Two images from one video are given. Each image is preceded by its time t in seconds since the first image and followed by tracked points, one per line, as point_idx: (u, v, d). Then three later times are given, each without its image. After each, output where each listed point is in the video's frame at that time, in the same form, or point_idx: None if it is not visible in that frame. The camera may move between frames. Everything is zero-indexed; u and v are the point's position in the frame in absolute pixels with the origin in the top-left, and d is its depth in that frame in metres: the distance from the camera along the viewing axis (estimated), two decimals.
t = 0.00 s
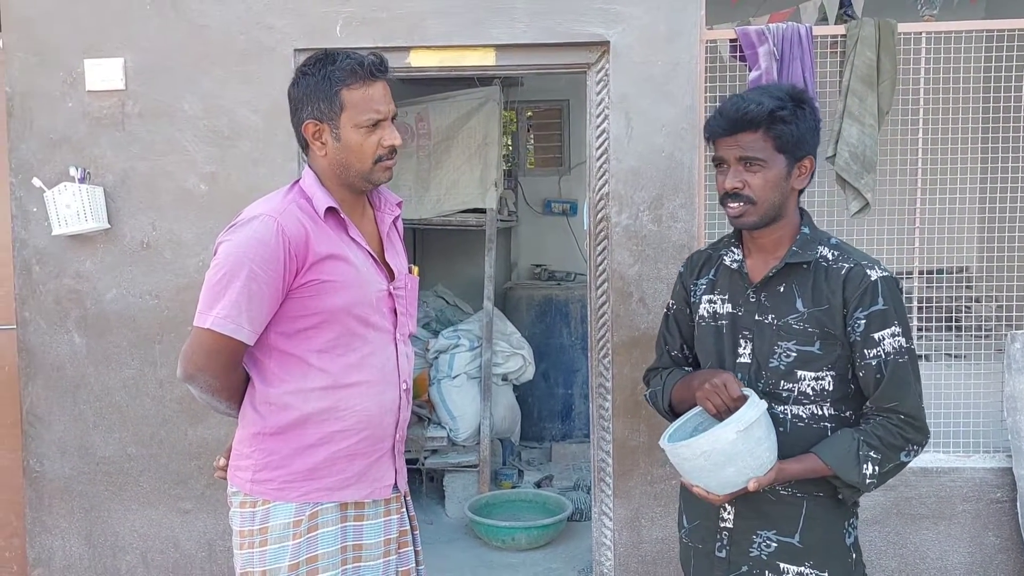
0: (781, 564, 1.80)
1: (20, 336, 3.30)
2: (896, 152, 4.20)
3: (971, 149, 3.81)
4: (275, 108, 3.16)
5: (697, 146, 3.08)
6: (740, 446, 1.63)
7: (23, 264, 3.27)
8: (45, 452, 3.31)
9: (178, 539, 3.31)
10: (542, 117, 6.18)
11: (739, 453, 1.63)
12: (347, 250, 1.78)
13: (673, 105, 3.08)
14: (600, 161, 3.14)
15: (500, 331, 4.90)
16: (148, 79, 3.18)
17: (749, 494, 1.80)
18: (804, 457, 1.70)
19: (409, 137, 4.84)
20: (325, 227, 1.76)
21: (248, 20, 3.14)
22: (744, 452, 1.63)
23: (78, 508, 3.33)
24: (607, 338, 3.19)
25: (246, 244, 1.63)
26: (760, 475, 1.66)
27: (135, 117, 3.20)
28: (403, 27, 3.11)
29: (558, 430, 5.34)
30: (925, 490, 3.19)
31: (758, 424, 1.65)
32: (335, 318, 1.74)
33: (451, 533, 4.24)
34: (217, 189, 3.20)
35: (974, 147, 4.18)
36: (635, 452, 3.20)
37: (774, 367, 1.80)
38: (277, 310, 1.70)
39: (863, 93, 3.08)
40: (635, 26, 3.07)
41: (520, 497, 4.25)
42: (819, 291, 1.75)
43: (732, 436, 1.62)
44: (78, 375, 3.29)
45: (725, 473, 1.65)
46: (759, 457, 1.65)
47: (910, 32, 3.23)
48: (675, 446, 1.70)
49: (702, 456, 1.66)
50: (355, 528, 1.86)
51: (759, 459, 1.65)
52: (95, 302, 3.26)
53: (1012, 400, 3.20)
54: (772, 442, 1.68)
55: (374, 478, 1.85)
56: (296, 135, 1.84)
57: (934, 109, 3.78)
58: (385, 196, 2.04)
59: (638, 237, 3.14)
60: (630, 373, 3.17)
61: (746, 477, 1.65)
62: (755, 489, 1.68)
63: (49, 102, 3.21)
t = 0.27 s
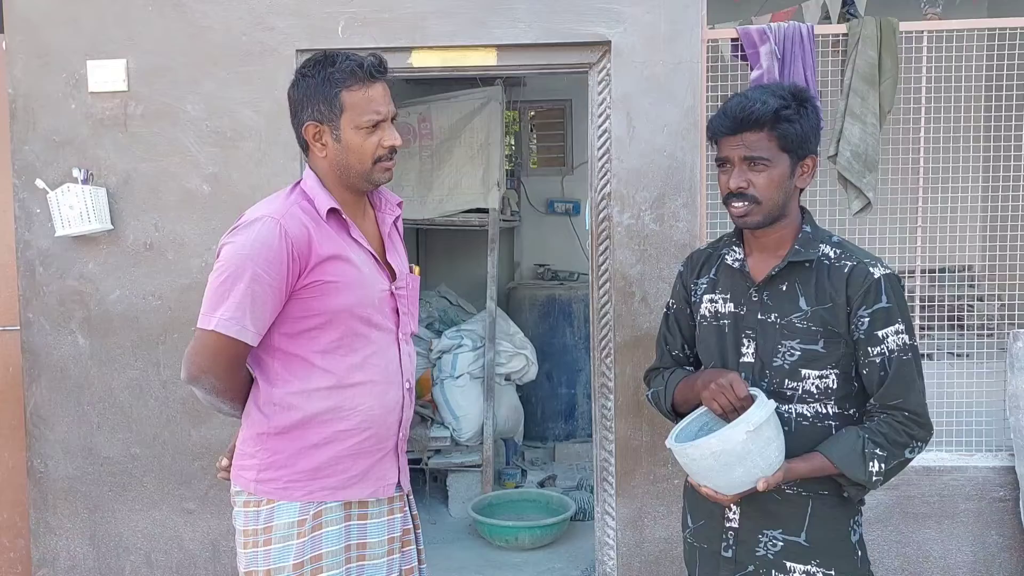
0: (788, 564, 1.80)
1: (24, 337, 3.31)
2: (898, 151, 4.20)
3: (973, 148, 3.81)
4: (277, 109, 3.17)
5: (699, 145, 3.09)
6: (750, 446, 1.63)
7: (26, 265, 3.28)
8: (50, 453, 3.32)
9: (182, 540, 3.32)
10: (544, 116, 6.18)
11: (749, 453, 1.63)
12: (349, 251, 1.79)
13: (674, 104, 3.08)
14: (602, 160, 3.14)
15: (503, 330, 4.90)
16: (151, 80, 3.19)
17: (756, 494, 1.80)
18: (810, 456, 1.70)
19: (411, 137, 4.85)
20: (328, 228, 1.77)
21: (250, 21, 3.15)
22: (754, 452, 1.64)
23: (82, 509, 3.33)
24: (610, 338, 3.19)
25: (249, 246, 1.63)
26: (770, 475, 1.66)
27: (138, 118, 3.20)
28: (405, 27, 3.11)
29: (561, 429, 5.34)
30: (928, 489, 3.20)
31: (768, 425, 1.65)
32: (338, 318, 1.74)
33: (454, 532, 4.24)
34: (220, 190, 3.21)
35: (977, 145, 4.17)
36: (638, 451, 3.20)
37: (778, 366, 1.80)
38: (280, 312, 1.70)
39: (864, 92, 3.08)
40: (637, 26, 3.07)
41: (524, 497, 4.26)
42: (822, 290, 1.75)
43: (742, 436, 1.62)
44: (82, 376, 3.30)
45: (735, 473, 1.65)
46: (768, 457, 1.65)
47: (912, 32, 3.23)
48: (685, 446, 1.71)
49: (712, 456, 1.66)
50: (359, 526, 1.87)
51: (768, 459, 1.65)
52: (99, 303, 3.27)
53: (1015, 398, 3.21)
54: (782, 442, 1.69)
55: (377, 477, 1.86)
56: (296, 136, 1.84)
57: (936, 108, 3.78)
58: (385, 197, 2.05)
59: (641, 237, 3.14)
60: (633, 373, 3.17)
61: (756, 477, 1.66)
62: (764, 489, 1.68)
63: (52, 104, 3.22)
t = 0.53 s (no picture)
0: (793, 564, 1.80)
1: (29, 338, 3.32)
2: (901, 150, 4.19)
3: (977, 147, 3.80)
4: (280, 109, 3.17)
5: (702, 145, 3.08)
6: (753, 447, 1.63)
7: (31, 266, 3.29)
8: (55, 453, 3.34)
9: (186, 539, 3.33)
10: (547, 116, 6.19)
11: (752, 454, 1.64)
12: (352, 250, 1.79)
13: (677, 104, 3.08)
14: (605, 160, 3.14)
15: (506, 330, 4.90)
16: (154, 82, 3.20)
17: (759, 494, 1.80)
18: (814, 457, 1.70)
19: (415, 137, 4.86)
20: (330, 228, 1.77)
21: (253, 22, 3.16)
22: (756, 454, 1.64)
23: (87, 508, 3.35)
24: (612, 337, 3.20)
25: (252, 246, 1.63)
26: (772, 476, 1.66)
27: (141, 119, 3.22)
28: (408, 28, 3.12)
29: (564, 429, 5.34)
30: (932, 488, 3.19)
31: (770, 426, 1.65)
32: (342, 318, 1.75)
33: (458, 532, 4.25)
34: (223, 191, 3.22)
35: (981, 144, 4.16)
36: (641, 450, 3.21)
37: (782, 367, 1.80)
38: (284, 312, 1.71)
39: (867, 91, 3.08)
40: (639, 25, 3.07)
41: (528, 496, 4.26)
42: (826, 290, 1.75)
43: (744, 438, 1.63)
44: (87, 376, 3.31)
45: (738, 474, 1.66)
46: (770, 458, 1.65)
47: (915, 30, 3.23)
48: (688, 448, 1.71)
49: (715, 458, 1.66)
50: (365, 525, 1.87)
51: (771, 460, 1.65)
52: (103, 303, 3.29)
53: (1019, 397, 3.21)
54: (784, 443, 1.69)
55: (382, 476, 1.87)
56: (298, 137, 1.85)
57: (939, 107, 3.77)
58: (387, 197, 2.06)
59: (643, 236, 3.14)
60: (636, 373, 3.18)
61: (759, 479, 1.66)
62: (766, 490, 1.68)
63: (56, 105, 3.24)
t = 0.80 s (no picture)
0: (792, 563, 1.80)
1: (31, 338, 3.33)
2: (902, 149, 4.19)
3: (978, 146, 3.79)
4: (281, 109, 3.18)
5: (702, 144, 3.08)
6: (748, 446, 1.64)
7: (32, 267, 3.30)
8: (57, 453, 3.34)
9: (188, 539, 3.34)
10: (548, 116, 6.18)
11: (747, 452, 1.64)
12: (352, 250, 1.80)
13: (677, 103, 3.08)
14: (605, 159, 3.14)
15: (507, 330, 4.90)
16: (155, 82, 3.20)
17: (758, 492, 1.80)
18: (813, 457, 1.70)
19: (415, 137, 4.86)
20: (330, 228, 1.77)
21: (253, 22, 3.16)
22: (751, 452, 1.64)
23: (89, 508, 3.35)
24: (613, 337, 3.20)
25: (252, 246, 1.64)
26: (768, 475, 1.66)
27: (142, 120, 3.22)
28: (408, 28, 3.12)
29: (566, 428, 5.34)
30: (933, 488, 3.19)
31: (767, 425, 1.65)
32: (343, 318, 1.75)
33: (459, 531, 4.25)
34: (224, 191, 3.22)
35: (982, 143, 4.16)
36: (641, 450, 3.21)
37: (782, 367, 1.80)
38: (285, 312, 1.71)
39: (867, 90, 3.07)
40: (639, 24, 3.07)
41: (529, 496, 4.26)
42: (827, 290, 1.75)
43: (739, 436, 1.63)
44: (88, 376, 3.31)
45: (733, 472, 1.66)
46: (767, 457, 1.65)
47: (915, 29, 3.22)
48: (686, 444, 1.73)
49: (710, 454, 1.67)
50: (368, 525, 1.87)
51: (768, 460, 1.65)
52: (104, 303, 3.29)
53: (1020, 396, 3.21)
54: (783, 443, 1.68)
55: (385, 475, 1.87)
56: (298, 136, 1.85)
57: (940, 106, 3.77)
58: (387, 196, 2.06)
59: (644, 236, 3.14)
60: (636, 372, 3.18)
61: (754, 477, 1.66)
62: (762, 489, 1.68)
63: (57, 106, 3.24)
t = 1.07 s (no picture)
0: (792, 565, 1.80)
1: (32, 339, 3.33)
2: (904, 148, 4.18)
3: (980, 145, 3.79)
4: (282, 109, 3.17)
5: (703, 144, 3.08)
6: (749, 443, 1.63)
7: (33, 267, 3.30)
8: (58, 454, 3.34)
9: (189, 540, 3.34)
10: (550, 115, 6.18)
11: (748, 449, 1.64)
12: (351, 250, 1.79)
13: (678, 103, 3.07)
14: (606, 159, 3.13)
15: (509, 330, 4.89)
16: (156, 83, 3.20)
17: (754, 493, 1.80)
18: (815, 460, 1.69)
19: (417, 137, 4.86)
20: (329, 228, 1.77)
21: (254, 23, 3.16)
22: (752, 449, 1.64)
23: (90, 509, 3.35)
24: (615, 337, 3.19)
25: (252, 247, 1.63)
26: (768, 474, 1.66)
27: (143, 120, 3.22)
28: (409, 28, 3.12)
29: (567, 429, 5.34)
30: (936, 488, 3.18)
31: (769, 423, 1.65)
32: (343, 317, 1.75)
33: (460, 532, 4.25)
34: (225, 192, 3.22)
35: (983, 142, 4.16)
36: (643, 450, 3.20)
37: (785, 368, 1.80)
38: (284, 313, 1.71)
39: (869, 89, 3.07)
40: (640, 24, 3.07)
41: (531, 496, 4.26)
42: (831, 292, 1.74)
43: (740, 432, 1.63)
44: (89, 377, 3.31)
45: (733, 469, 1.66)
46: (767, 456, 1.65)
47: (917, 29, 3.21)
48: (686, 440, 1.72)
49: (711, 450, 1.67)
50: (372, 526, 1.87)
51: (768, 458, 1.65)
52: (105, 304, 3.29)
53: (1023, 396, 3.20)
54: (784, 443, 1.68)
55: (389, 475, 1.87)
56: (298, 137, 1.85)
57: (942, 105, 3.76)
58: (386, 196, 2.05)
59: (645, 236, 3.14)
60: (638, 372, 3.17)
61: (754, 476, 1.66)
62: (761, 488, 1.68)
63: (58, 106, 3.24)
